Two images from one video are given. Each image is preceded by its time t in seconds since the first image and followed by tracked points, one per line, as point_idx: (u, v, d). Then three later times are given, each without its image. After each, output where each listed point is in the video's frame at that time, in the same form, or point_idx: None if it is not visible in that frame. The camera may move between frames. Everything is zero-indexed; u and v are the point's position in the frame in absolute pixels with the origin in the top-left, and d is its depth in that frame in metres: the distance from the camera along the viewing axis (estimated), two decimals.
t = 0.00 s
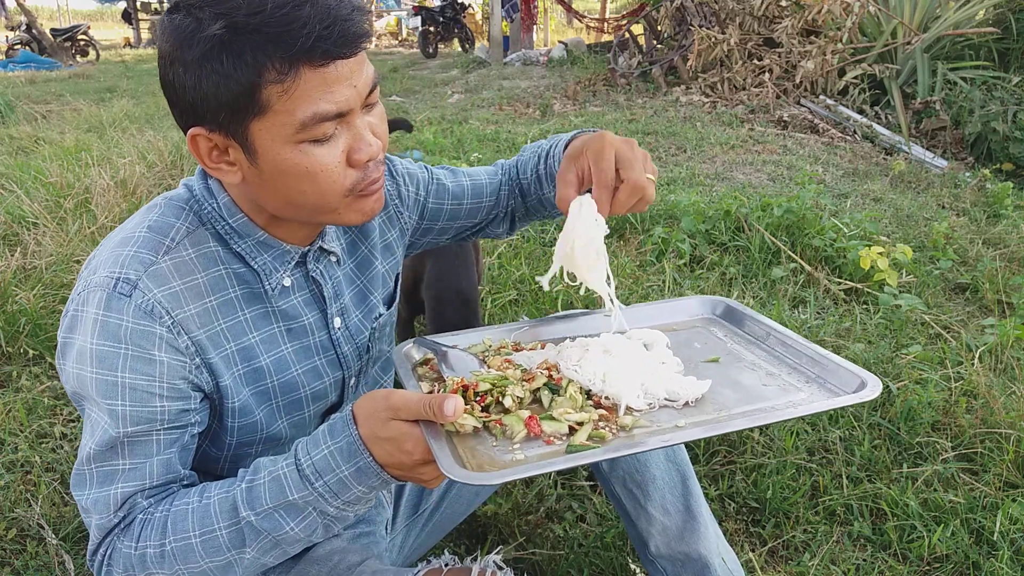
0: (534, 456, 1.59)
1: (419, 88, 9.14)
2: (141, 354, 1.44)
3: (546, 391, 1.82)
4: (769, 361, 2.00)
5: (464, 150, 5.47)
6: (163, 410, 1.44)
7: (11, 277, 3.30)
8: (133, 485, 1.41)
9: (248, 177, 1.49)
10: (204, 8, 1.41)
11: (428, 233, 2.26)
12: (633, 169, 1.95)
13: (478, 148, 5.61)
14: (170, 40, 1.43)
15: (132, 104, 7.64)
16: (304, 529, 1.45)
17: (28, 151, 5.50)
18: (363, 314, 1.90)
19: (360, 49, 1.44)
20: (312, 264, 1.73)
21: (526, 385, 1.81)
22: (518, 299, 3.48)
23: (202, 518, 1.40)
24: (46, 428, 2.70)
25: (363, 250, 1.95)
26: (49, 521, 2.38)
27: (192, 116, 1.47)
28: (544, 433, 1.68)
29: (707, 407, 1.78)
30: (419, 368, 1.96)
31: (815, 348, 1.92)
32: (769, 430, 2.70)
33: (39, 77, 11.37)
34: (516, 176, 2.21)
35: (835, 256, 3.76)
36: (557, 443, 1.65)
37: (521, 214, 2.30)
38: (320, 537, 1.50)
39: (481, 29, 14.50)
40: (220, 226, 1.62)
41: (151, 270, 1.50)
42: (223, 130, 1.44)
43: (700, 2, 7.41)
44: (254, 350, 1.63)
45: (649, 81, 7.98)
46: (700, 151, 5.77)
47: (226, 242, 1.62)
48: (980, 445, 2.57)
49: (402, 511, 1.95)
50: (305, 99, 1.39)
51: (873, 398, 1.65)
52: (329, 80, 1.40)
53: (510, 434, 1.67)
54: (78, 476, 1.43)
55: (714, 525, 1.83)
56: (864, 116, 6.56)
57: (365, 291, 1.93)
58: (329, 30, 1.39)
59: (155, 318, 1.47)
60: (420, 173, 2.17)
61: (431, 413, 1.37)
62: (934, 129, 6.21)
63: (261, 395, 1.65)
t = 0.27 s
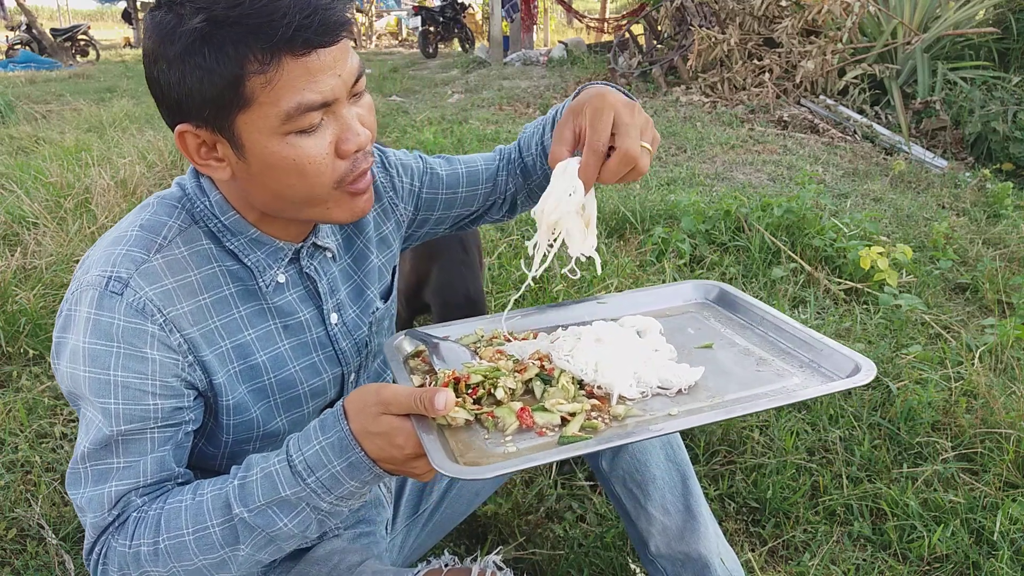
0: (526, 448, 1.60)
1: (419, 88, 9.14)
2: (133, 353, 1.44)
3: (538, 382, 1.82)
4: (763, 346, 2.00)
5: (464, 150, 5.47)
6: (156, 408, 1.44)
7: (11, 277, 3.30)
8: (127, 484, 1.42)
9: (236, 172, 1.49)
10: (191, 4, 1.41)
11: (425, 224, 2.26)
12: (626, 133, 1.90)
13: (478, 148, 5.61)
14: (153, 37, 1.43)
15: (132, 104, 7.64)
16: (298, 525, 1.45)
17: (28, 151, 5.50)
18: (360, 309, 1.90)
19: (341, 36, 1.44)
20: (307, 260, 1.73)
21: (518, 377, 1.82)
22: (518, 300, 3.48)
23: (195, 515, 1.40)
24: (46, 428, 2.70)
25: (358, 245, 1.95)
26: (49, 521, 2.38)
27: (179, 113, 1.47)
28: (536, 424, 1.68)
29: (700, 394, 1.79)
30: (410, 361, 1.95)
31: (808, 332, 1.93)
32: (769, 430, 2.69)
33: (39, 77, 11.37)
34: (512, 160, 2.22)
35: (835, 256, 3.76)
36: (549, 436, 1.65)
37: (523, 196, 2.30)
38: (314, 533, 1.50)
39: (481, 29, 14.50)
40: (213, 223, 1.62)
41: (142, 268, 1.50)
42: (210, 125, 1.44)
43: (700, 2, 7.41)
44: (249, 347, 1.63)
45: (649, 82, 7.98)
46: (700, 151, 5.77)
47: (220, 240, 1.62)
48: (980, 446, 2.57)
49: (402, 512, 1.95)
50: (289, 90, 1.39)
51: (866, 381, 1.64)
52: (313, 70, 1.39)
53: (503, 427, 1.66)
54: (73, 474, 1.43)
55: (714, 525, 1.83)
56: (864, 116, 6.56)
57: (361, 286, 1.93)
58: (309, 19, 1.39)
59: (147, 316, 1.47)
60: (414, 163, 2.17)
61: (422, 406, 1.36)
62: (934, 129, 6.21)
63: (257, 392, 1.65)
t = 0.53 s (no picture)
0: (519, 444, 1.60)
1: (419, 88, 9.14)
2: (129, 353, 1.43)
3: (532, 379, 1.83)
4: (757, 344, 2.01)
5: (464, 150, 5.47)
6: (152, 409, 1.44)
7: (11, 277, 3.30)
8: (123, 484, 1.42)
9: (231, 173, 1.49)
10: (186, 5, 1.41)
11: (423, 229, 2.26)
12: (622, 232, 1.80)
13: (478, 148, 5.61)
14: (147, 38, 1.43)
15: (132, 104, 7.64)
16: (294, 524, 1.45)
17: (27, 151, 5.49)
18: (356, 313, 1.91)
19: (337, 38, 1.44)
20: (304, 262, 1.73)
21: (512, 373, 1.82)
22: (518, 300, 3.48)
23: (190, 515, 1.40)
24: (45, 428, 2.70)
25: (355, 249, 1.96)
26: (49, 521, 2.38)
27: (173, 114, 1.47)
28: (531, 420, 1.68)
29: (695, 391, 1.79)
30: (406, 360, 1.95)
31: (803, 329, 1.94)
32: (769, 430, 2.69)
33: (39, 77, 11.37)
34: (514, 171, 2.21)
35: (835, 256, 3.76)
36: (543, 431, 1.65)
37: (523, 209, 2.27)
38: (310, 532, 1.50)
39: (481, 29, 14.50)
40: (210, 224, 1.62)
41: (139, 269, 1.50)
42: (204, 126, 1.44)
43: (700, 2, 7.41)
44: (244, 349, 1.63)
45: (649, 82, 7.98)
46: (700, 151, 5.77)
47: (216, 241, 1.62)
48: (980, 445, 2.57)
49: (402, 512, 1.94)
50: (283, 92, 1.39)
51: (860, 377, 1.66)
52: (307, 72, 1.39)
53: (497, 423, 1.67)
54: (69, 474, 1.43)
55: (714, 525, 1.83)
56: (864, 116, 6.56)
57: (357, 290, 1.94)
58: (303, 22, 1.38)
59: (143, 316, 1.47)
60: (413, 168, 2.17)
61: (416, 402, 1.37)
62: (934, 129, 6.21)
63: (252, 394, 1.66)
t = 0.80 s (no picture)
0: (519, 459, 1.59)
1: (419, 88, 9.14)
2: (130, 360, 1.43)
3: (535, 392, 1.82)
4: (767, 363, 1.99)
5: (463, 150, 5.47)
6: (153, 415, 1.44)
7: (11, 278, 3.30)
8: (124, 490, 1.42)
9: (229, 180, 1.49)
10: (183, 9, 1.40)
11: (424, 228, 2.26)
12: (619, 239, 1.86)
13: (478, 148, 5.61)
14: (144, 45, 1.43)
15: (132, 104, 7.64)
16: (295, 530, 1.45)
17: (27, 151, 5.49)
18: (356, 314, 1.90)
19: (337, 48, 1.44)
20: (303, 266, 1.73)
21: (515, 386, 1.81)
22: (518, 300, 3.48)
23: (192, 521, 1.40)
24: (45, 428, 2.70)
25: (355, 249, 1.96)
26: (49, 521, 2.38)
27: (171, 120, 1.47)
28: (531, 435, 1.67)
29: (699, 410, 1.78)
30: (410, 366, 1.95)
31: (813, 351, 1.92)
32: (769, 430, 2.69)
33: (39, 77, 11.37)
34: (512, 169, 2.22)
35: (835, 256, 3.76)
36: (543, 447, 1.64)
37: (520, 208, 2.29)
38: (311, 537, 1.50)
39: (481, 29, 14.49)
40: (209, 228, 1.61)
41: (138, 275, 1.50)
42: (202, 133, 1.44)
43: (700, 2, 7.41)
44: (244, 353, 1.63)
45: (649, 81, 7.98)
46: (700, 151, 5.77)
47: (215, 245, 1.62)
48: (980, 446, 2.56)
49: (401, 512, 1.95)
50: (282, 101, 1.39)
51: (869, 403, 1.64)
52: (306, 82, 1.39)
53: (497, 437, 1.67)
54: (70, 480, 1.43)
55: (714, 525, 1.83)
56: (864, 116, 6.56)
57: (358, 291, 1.93)
58: (301, 31, 1.38)
59: (142, 322, 1.47)
60: (413, 167, 2.16)
61: (416, 412, 1.37)
62: (934, 129, 6.21)
63: (253, 397, 1.66)
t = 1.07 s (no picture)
0: (514, 453, 1.60)
1: (419, 88, 9.14)
2: (126, 360, 1.43)
3: (533, 388, 1.81)
4: (765, 351, 2.00)
5: (463, 150, 5.47)
6: (150, 414, 1.44)
7: (11, 277, 3.30)
8: (123, 490, 1.42)
9: (224, 181, 1.49)
10: (185, 12, 1.40)
11: (421, 230, 2.25)
12: (628, 269, 1.89)
13: (478, 148, 5.61)
14: (148, 44, 1.43)
15: (132, 104, 7.64)
16: (294, 532, 1.45)
17: (27, 151, 5.49)
18: (352, 314, 1.90)
19: (342, 61, 1.44)
20: (299, 265, 1.73)
21: (512, 382, 1.82)
22: (518, 300, 3.49)
23: (192, 521, 1.40)
24: (46, 428, 2.70)
25: (350, 249, 1.95)
26: (49, 521, 2.38)
27: (169, 119, 1.47)
28: (528, 429, 1.68)
29: (698, 399, 1.79)
30: (410, 369, 1.97)
31: (811, 335, 1.92)
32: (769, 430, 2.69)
33: (39, 77, 11.36)
34: (511, 176, 2.22)
35: (835, 256, 3.76)
36: (539, 440, 1.65)
37: (517, 213, 2.29)
38: (311, 539, 1.50)
39: (481, 29, 14.49)
40: (205, 228, 1.62)
41: (134, 275, 1.50)
42: (199, 134, 1.44)
43: (700, 2, 7.41)
44: (241, 352, 1.63)
45: (649, 82, 7.98)
46: (700, 151, 5.77)
47: (212, 245, 1.62)
48: (980, 445, 2.57)
49: (402, 512, 1.95)
50: (282, 111, 1.39)
51: (864, 384, 1.65)
52: (308, 93, 1.39)
53: (493, 432, 1.67)
54: (68, 480, 1.43)
55: (714, 525, 1.83)
56: (864, 116, 6.56)
57: (354, 291, 1.93)
58: (308, 43, 1.38)
59: (139, 322, 1.47)
60: (410, 168, 2.16)
61: (412, 412, 1.37)
62: (934, 129, 6.21)
63: (249, 397, 1.66)
